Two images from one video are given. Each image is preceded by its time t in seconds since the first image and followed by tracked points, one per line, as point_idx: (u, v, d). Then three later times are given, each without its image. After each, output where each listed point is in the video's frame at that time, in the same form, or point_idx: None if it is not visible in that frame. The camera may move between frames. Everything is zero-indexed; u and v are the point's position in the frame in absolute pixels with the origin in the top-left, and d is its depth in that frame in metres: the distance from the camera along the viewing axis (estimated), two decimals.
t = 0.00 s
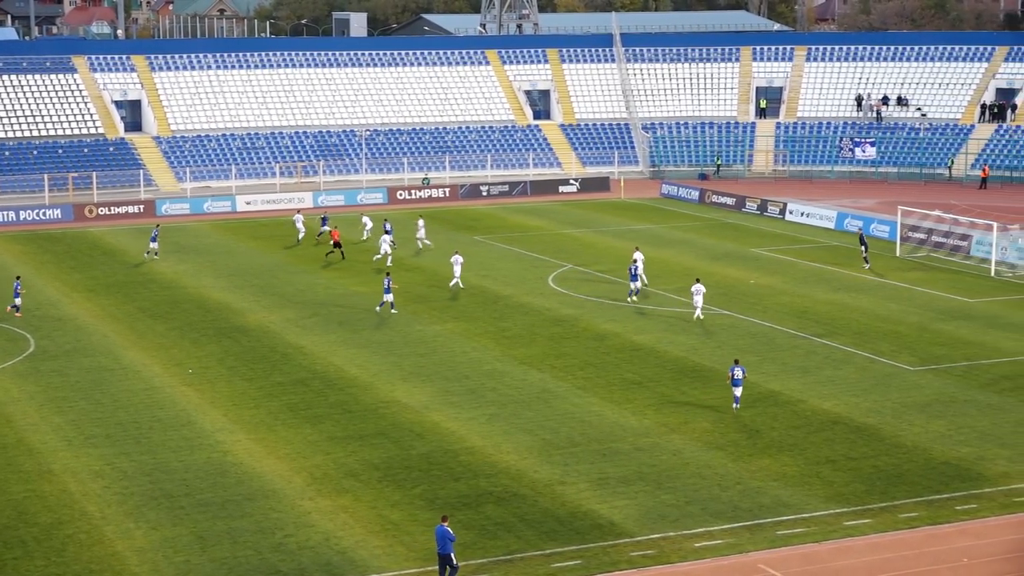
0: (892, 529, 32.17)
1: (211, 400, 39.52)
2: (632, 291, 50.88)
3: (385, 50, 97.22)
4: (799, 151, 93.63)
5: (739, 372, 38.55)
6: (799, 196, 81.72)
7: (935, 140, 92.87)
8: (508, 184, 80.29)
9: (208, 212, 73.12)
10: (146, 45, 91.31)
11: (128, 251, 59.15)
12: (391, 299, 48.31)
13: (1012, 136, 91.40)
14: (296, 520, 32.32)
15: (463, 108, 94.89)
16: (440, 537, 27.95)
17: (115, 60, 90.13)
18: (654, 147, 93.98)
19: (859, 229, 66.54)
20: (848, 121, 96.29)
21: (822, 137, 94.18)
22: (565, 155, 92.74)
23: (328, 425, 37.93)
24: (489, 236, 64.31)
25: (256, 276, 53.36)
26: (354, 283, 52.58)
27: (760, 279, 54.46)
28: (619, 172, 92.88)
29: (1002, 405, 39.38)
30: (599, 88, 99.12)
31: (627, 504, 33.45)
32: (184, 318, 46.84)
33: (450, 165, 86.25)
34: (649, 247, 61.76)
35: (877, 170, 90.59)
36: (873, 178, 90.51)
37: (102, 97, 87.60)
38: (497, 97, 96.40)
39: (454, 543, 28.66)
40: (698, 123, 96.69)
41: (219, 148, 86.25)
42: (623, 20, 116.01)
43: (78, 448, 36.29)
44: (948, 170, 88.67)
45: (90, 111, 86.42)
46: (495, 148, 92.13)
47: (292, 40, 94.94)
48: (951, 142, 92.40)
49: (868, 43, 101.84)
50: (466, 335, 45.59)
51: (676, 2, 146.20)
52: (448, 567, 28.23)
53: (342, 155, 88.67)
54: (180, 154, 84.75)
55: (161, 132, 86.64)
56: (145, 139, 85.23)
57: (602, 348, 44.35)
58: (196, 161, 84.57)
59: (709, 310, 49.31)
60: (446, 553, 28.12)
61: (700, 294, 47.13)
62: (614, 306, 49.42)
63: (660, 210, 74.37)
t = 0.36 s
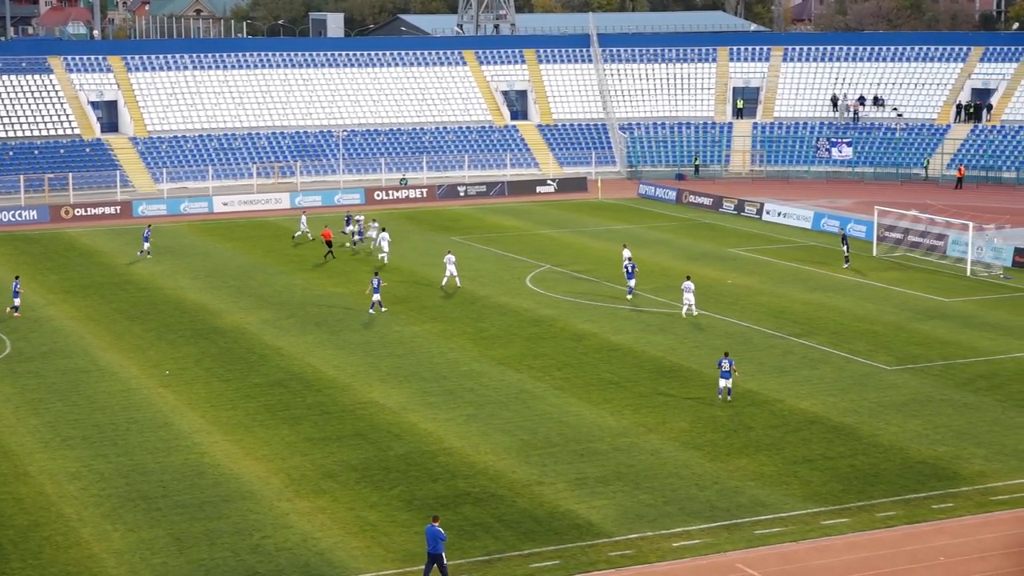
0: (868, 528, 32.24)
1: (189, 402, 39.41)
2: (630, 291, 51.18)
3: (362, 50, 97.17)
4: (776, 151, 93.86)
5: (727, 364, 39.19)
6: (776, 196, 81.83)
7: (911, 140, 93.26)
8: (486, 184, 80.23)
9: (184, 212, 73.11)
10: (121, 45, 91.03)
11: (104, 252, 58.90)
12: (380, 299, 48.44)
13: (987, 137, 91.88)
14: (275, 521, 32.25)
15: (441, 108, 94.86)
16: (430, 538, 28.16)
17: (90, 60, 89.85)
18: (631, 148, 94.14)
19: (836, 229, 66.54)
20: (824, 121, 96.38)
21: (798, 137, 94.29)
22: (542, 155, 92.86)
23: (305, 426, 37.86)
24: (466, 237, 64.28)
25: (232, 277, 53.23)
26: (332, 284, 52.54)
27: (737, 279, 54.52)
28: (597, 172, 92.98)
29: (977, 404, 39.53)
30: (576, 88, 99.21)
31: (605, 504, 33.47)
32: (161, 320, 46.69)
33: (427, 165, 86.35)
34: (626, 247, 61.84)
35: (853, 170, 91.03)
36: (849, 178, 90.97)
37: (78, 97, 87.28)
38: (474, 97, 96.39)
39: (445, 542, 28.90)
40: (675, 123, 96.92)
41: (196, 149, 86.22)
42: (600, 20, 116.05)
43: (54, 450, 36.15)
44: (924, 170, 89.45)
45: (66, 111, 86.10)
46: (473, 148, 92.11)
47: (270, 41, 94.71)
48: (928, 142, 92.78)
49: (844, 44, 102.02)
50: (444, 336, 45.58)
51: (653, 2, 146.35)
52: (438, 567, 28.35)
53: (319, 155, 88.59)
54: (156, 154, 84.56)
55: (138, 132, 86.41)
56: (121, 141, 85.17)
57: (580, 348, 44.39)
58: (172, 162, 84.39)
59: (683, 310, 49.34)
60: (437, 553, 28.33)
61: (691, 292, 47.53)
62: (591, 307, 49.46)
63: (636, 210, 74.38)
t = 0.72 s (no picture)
0: (863, 533, 31.42)
1: (167, 405, 38.48)
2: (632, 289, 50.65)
3: (344, 46, 96.42)
4: (767, 148, 93.08)
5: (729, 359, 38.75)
6: (767, 194, 81.11)
7: (905, 136, 92.59)
8: (471, 182, 80.01)
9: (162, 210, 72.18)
10: (97, 41, 90.29)
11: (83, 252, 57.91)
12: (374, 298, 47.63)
13: (982, 133, 91.06)
14: (255, 527, 31.34)
15: (425, 104, 94.04)
16: (428, 541, 27.45)
17: (65, 55, 89.01)
18: (620, 145, 93.82)
19: (828, 228, 65.77)
20: (816, 117, 95.73)
21: (790, 134, 93.60)
22: (528, 152, 92.15)
23: (287, 430, 36.95)
24: (452, 236, 63.38)
25: (213, 278, 52.30)
26: (315, 284, 51.61)
27: (728, 279, 53.66)
28: (584, 170, 92.23)
29: (973, 406, 38.74)
30: (563, 84, 98.66)
31: (594, 509, 32.59)
32: (139, 321, 45.74)
33: (411, 162, 86.49)
34: (614, 247, 61.00)
35: (846, 167, 90.57)
36: (842, 175, 90.39)
37: (53, 93, 86.20)
38: (458, 93, 95.60)
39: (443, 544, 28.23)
40: (663, 120, 96.42)
41: (174, 147, 84.95)
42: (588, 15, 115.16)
43: (28, 455, 35.19)
44: (919, 167, 88.96)
45: (41, 107, 85.06)
46: (457, 145, 91.22)
47: (248, 36, 94.00)
48: (922, 139, 92.09)
49: (836, 38, 101.43)
50: (429, 337, 44.71)
51: None
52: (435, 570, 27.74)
53: (301, 153, 87.73)
54: (134, 151, 83.59)
55: (114, 129, 85.48)
56: (97, 138, 83.97)
57: (567, 350, 43.55)
58: (150, 159, 83.44)
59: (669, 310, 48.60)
60: (435, 555, 27.65)
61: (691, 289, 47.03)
62: (578, 308, 48.65)
63: (624, 208, 73.64)
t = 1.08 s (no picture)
0: (870, 542, 30.06)
1: (148, 409, 37.09)
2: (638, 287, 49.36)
3: (331, 36, 94.90)
4: (771, 142, 92.18)
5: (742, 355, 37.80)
6: (771, 190, 79.87)
7: (913, 130, 91.30)
8: (463, 177, 79.05)
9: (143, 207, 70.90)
10: (75, 31, 88.68)
11: (62, 250, 56.46)
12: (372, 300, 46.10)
13: (993, 127, 89.52)
14: (239, 536, 29.93)
15: (415, 97, 92.80)
16: (428, 549, 26.71)
17: (42, 46, 87.33)
18: (618, 140, 92.62)
19: (834, 225, 64.50)
20: (822, 110, 94.76)
21: (794, 128, 92.55)
22: (522, 147, 90.65)
23: (272, 435, 35.56)
24: (444, 234, 61.95)
25: (196, 277, 50.91)
26: (303, 284, 50.17)
27: (729, 279, 52.26)
28: (580, 165, 91.15)
29: (984, 410, 37.39)
30: (558, 76, 97.29)
31: (591, 517, 31.21)
32: (118, 323, 44.33)
33: (401, 157, 86.13)
34: (610, 245, 59.57)
35: (852, 162, 89.44)
36: (847, 171, 89.28)
37: (28, 86, 84.44)
38: (450, 85, 94.30)
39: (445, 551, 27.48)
40: (663, 113, 95.32)
41: (154, 141, 83.88)
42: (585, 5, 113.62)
43: (3, 461, 33.78)
44: (928, 162, 87.45)
45: (16, 100, 83.35)
46: (448, 140, 89.95)
47: (232, 26, 92.47)
48: (931, 133, 90.80)
49: (842, 28, 100.08)
50: (420, 339, 43.30)
51: None
52: None
53: (286, 147, 86.15)
54: (112, 146, 82.38)
55: (92, 123, 84.15)
56: (76, 132, 82.81)
57: (563, 352, 42.16)
58: (130, 154, 82.23)
59: (670, 310, 47.29)
60: (436, 562, 26.92)
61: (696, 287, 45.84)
62: (575, 309, 47.32)
63: (624, 205, 72.29)
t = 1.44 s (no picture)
0: (877, 552, 28.73)
1: (125, 415, 35.69)
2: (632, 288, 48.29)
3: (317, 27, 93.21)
4: (772, 137, 90.76)
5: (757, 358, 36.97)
6: (773, 186, 78.60)
7: (920, 124, 90.12)
8: (453, 173, 77.63)
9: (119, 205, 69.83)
10: (49, 22, 86.94)
11: (41, 249, 55.05)
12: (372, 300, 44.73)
13: (1003, 120, 88.28)
14: (220, 546, 28.52)
15: (402, 90, 91.61)
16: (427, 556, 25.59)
17: (16, 37, 85.61)
18: (614, 135, 91.11)
19: (838, 223, 63.21)
20: (826, 103, 93.68)
21: (796, 122, 91.20)
22: (514, 142, 89.61)
23: (254, 442, 34.15)
24: (434, 232, 60.58)
25: (176, 278, 49.55)
26: (288, 284, 48.80)
27: (730, 278, 50.96)
28: (575, 160, 89.93)
29: (994, 415, 36.08)
30: (552, 68, 96.12)
31: (587, 526, 29.85)
32: (95, 325, 42.95)
33: (388, 153, 84.54)
34: (605, 243, 58.21)
35: (857, 157, 88.21)
36: (853, 166, 88.00)
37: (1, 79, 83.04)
38: (439, 79, 93.08)
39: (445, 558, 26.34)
40: (660, 106, 94.05)
41: (132, 135, 82.53)
42: None
43: None
44: (936, 158, 86.24)
45: None
46: (437, 134, 88.68)
47: (213, 17, 90.89)
48: (938, 127, 89.63)
49: (846, 19, 98.89)
50: (409, 341, 41.95)
51: None
52: None
53: (268, 142, 85.03)
54: (88, 142, 80.90)
55: (68, 117, 82.73)
56: (50, 126, 81.24)
57: (557, 355, 40.82)
58: (106, 150, 80.78)
59: (668, 311, 45.95)
60: (436, 570, 25.75)
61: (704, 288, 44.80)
62: (571, 309, 45.99)
63: (621, 202, 70.97)
